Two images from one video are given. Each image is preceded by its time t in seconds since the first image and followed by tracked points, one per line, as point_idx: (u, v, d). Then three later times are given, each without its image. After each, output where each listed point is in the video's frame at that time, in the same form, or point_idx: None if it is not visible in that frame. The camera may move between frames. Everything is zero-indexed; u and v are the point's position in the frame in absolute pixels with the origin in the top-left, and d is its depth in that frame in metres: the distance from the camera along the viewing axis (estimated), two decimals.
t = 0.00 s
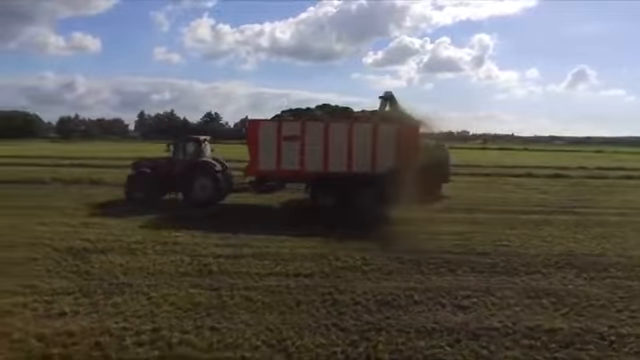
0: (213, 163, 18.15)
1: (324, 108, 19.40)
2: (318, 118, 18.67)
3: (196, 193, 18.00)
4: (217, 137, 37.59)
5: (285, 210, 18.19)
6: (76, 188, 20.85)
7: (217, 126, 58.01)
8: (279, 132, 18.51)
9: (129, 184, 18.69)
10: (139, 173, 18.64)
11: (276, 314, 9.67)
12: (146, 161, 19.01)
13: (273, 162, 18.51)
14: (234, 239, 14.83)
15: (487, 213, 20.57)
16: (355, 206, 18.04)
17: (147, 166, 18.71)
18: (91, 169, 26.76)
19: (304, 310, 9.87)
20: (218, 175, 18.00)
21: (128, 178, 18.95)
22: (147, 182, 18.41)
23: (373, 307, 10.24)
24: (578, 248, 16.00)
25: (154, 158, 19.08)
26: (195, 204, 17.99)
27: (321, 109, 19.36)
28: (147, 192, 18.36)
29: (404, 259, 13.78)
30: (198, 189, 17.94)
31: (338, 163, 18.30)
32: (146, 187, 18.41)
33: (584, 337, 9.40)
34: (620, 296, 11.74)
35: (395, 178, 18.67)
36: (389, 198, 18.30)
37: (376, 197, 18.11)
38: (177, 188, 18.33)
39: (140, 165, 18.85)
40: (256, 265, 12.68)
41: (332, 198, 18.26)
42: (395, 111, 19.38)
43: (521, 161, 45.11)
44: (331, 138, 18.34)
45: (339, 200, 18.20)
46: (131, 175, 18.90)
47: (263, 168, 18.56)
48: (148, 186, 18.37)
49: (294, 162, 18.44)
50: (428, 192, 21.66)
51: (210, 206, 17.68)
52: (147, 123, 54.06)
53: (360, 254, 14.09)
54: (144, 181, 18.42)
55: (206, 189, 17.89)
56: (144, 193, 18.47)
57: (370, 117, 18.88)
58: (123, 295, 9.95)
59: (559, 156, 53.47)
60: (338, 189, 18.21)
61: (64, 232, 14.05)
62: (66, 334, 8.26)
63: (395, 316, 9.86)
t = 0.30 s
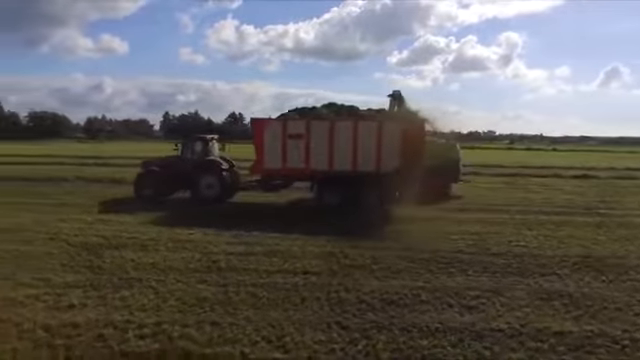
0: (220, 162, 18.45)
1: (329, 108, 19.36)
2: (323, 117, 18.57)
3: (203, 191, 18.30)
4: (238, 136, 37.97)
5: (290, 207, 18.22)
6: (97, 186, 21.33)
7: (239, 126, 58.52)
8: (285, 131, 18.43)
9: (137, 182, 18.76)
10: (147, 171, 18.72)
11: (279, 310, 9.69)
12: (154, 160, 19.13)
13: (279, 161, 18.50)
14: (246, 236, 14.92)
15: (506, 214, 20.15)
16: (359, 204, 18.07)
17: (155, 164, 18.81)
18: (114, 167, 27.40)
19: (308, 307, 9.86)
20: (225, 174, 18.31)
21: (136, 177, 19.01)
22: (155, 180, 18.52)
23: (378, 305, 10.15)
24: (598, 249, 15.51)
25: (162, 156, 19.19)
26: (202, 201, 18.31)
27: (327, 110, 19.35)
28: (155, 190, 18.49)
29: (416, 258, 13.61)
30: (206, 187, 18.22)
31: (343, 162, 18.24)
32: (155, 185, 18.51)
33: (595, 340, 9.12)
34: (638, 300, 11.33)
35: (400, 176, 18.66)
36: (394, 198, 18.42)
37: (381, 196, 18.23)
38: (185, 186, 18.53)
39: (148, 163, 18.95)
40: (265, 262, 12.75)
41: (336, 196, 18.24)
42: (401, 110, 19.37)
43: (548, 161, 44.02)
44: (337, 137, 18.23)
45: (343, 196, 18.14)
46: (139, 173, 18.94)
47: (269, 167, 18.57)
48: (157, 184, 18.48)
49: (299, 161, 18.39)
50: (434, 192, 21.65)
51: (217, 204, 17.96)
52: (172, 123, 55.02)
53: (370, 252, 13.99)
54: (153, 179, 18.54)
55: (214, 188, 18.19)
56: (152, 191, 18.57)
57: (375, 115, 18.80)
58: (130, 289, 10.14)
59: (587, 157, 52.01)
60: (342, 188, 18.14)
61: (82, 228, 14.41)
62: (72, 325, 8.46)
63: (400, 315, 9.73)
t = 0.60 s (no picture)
0: (227, 160, 18.65)
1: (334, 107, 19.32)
2: (328, 115, 18.52)
3: (211, 189, 18.49)
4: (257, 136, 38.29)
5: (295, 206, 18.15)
6: (116, 185, 21.81)
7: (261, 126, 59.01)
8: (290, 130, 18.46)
9: (147, 180, 19.18)
10: (157, 169, 19.14)
11: (279, 306, 9.69)
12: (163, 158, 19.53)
13: (284, 160, 18.47)
14: (256, 234, 15.01)
15: (524, 215, 19.69)
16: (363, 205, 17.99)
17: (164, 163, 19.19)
18: (136, 166, 28.01)
19: (309, 304, 9.84)
20: (232, 172, 18.49)
21: (146, 175, 19.45)
22: (164, 178, 18.91)
23: (381, 304, 10.05)
24: (618, 251, 15.01)
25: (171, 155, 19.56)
26: (210, 199, 18.49)
27: (332, 109, 19.32)
28: (164, 188, 18.89)
29: (424, 258, 13.43)
30: (213, 185, 18.45)
31: (349, 161, 18.12)
32: (164, 183, 18.90)
33: (603, 343, 8.81)
34: None
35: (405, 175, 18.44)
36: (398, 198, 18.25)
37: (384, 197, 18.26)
38: (194, 184, 18.82)
39: (158, 162, 19.35)
40: (271, 259, 12.79)
41: (342, 195, 18.09)
42: (407, 109, 19.23)
43: (576, 162, 42.83)
44: (342, 136, 18.15)
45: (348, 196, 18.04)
46: (149, 171, 19.38)
47: (274, 165, 18.54)
48: (166, 182, 18.88)
49: (305, 160, 18.35)
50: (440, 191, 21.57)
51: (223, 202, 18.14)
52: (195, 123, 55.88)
53: (379, 251, 13.88)
54: (162, 177, 18.94)
55: (221, 186, 18.39)
56: (161, 188, 18.96)
57: (380, 114, 18.68)
58: (136, 284, 10.31)
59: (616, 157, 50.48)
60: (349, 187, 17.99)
61: (96, 224, 14.75)
62: (75, 317, 8.66)
63: (402, 314, 9.61)
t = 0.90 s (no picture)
0: (236, 159, 18.97)
1: (341, 105, 19.24)
2: (335, 114, 18.44)
3: (219, 186, 18.72)
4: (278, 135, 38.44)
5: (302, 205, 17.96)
6: (136, 182, 22.26)
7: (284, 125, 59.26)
8: (297, 128, 18.47)
9: (158, 178, 19.62)
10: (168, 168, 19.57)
11: (281, 303, 9.70)
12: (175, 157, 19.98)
13: (291, 159, 18.49)
14: (267, 231, 15.04)
15: (545, 215, 19.12)
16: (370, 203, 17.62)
17: (175, 161, 19.63)
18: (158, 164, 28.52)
19: (311, 301, 9.82)
20: (240, 169, 18.73)
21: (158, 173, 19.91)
22: (175, 176, 19.33)
23: (385, 302, 9.93)
24: None
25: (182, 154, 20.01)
26: (218, 197, 18.70)
27: (340, 107, 19.21)
28: (174, 186, 19.28)
29: (435, 257, 13.19)
30: (221, 183, 18.71)
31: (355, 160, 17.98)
32: (174, 181, 19.31)
33: (613, 348, 8.46)
34: None
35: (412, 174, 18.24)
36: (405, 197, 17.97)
37: (392, 196, 17.91)
38: (203, 182, 19.16)
39: (169, 160, 19.80)
40: (279, 256, 12.80)
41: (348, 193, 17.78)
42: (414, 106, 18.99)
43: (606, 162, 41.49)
44: (348, 135, 18.02)
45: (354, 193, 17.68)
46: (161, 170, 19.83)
47: (281, 164, 18.58)
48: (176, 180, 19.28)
49: (311, 159, 18.32)
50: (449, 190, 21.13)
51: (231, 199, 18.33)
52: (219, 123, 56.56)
53: (389, 250, 13.72)
54: (173, 175, 19.35)
55: (229, 183, 18.64)
56: (172, 186, 19.35)
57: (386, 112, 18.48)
58: (142, 278, 10.48)
59: None
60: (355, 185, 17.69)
61: (112, 220, 15.07)
62: (80, 309, 8.85)
63: (405, 312, 9.48)
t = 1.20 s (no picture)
0: (247, 157, 19.26)
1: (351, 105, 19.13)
2: (344, 113, 18.33)
3: (231, 184, 19.04)
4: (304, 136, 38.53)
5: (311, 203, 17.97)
6: (159, 180, 22.73)
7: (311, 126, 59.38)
8: (305, 127, 18.43)
9: (170, 175, 19.90)
10: (179, 166, 19.82)
11: (284, 300, 9.68)
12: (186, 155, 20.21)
13: (300, 158, 18.53)
14: (281, 229, 15.06)
15: (571, 217, 18.42)
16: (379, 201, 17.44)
17: (186, 159, 19.86)
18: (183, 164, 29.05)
19: (315, 299, 9.76)
20: (251, 168, 19.02)
21: (169, 171, 20.17)
22: (187, 174, 19.62)
23: (390, 302, 9.77)
24: None
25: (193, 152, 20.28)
26: (230, 195, 19.09)
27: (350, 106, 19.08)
28: (186, 184, 19.58)
29: (449, 257, 12.90)
30: (233, 180, 19.02)
31: (363, 159, 17.79)
32: (186, 179, 19.61)
33: (627, 353, 8.05)
34: None
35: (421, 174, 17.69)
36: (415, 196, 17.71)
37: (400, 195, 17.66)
38: (214, 179, 19.48)
39: (180, 158, 20.01)
40: (290, 254, 12.78)
41: (357, 192, 17.72)
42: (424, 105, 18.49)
43: None
44: (356, 134, 17.83)
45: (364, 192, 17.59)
46: (172, 167, 20.07)
47: (290, 163, 18.65)
48: (188, 178, 19.61)
49: (320, 158, 18.33)
50: (465, 188, 20.79)
51: (242, 196, 18.64)
52: (247, 124, 57.18)
53: (402, 249, 13.50)
54: (185, 173, 19.64)
55: (240, 181, 18.97)
56: (183, 184, 19.64)
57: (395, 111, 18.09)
58: (150, 273, 10.66)
59: None
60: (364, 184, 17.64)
61: (131, 217, 15.41)
62: (88, 301, 9.07)
63: (409, 312, 9.31)
